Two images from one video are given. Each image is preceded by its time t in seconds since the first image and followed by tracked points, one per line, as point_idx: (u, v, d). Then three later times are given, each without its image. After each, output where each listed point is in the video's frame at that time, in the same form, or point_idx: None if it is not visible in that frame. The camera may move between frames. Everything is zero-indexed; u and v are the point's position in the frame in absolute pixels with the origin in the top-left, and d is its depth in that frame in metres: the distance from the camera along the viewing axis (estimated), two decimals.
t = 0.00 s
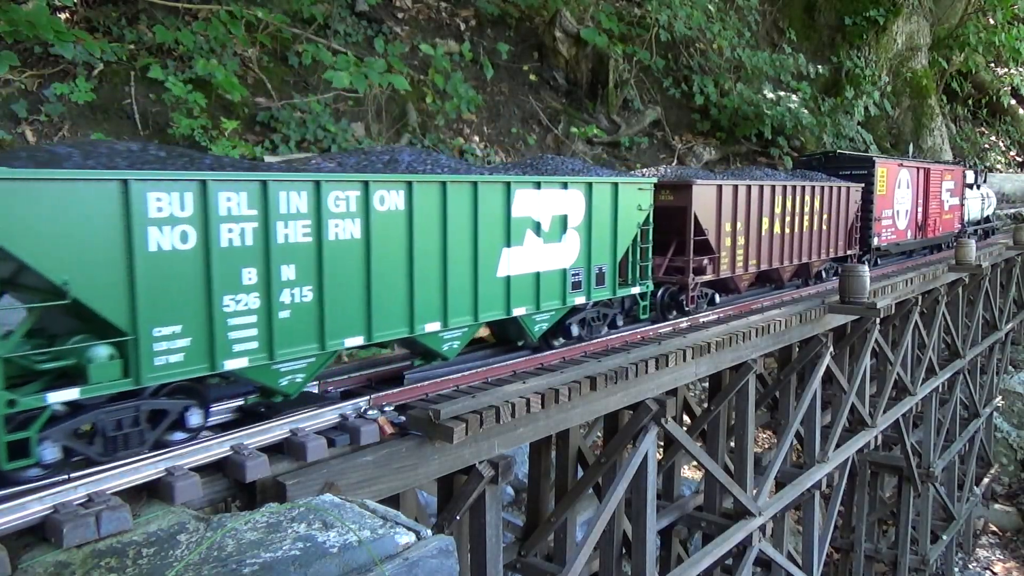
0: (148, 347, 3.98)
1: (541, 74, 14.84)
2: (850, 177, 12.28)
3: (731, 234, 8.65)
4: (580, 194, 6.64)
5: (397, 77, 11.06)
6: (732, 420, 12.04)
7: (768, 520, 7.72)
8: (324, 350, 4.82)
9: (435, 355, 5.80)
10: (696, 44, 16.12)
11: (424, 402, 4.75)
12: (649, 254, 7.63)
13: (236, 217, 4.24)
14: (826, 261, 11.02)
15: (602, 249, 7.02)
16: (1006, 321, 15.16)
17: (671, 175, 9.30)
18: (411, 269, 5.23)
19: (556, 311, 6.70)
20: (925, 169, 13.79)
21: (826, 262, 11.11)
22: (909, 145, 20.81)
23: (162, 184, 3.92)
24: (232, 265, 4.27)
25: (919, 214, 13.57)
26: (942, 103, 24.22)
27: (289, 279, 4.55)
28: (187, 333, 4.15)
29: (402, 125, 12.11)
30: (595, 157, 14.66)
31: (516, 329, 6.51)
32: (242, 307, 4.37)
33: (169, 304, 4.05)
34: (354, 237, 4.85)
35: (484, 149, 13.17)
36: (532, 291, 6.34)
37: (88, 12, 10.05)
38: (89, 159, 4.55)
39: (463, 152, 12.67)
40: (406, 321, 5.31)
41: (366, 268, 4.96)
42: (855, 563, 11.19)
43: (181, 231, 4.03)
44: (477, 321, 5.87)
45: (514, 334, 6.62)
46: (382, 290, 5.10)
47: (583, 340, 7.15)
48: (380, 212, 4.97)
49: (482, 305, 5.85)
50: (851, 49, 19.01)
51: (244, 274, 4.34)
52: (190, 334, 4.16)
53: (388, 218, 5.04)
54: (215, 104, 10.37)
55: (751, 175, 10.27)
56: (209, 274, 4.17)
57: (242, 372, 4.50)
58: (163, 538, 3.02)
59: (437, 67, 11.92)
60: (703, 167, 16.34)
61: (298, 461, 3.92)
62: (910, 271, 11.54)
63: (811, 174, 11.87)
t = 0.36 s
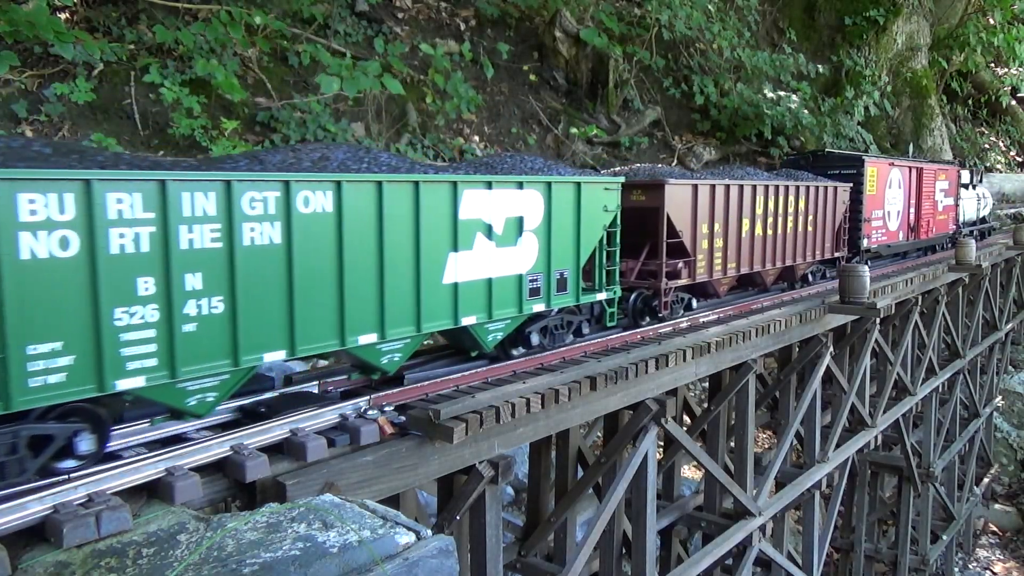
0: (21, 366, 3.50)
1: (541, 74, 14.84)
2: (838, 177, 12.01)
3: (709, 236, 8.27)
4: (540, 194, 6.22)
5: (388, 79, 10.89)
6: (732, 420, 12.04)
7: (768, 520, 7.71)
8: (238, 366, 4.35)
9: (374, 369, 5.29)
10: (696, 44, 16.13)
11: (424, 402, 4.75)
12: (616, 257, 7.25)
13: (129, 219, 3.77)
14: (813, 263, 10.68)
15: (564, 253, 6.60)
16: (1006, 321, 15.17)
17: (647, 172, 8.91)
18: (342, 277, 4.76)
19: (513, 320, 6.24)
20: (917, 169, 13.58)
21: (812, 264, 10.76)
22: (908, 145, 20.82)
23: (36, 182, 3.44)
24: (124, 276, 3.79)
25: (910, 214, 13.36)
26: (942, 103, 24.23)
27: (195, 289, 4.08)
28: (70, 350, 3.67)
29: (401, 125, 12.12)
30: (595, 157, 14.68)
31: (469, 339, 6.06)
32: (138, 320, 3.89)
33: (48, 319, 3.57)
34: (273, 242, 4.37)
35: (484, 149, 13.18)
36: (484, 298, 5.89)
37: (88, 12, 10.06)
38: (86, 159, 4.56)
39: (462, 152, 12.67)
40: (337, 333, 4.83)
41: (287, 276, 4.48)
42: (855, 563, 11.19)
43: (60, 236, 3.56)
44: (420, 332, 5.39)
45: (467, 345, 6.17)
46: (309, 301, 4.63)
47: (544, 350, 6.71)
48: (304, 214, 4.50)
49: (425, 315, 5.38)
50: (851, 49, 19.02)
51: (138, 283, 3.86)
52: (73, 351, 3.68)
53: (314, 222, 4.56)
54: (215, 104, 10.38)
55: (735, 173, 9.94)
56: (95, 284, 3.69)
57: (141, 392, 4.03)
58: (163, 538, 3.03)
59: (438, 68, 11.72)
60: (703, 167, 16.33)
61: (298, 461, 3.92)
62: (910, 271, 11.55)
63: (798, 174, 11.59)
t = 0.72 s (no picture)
0: None
1: (541, 74, 14.83)
2: (825, 177, 11.75)
3: (684, 238, 7.92)
4: (491, 194, 5.80)
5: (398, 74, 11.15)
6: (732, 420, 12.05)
7: (768, 520, 7.72)
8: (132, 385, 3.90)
9: (302, 384, 4.86)
10: (696, 44, 16.13)
11: (424, 402, 4.75)
12: (578, 261, 6.95)
13: None
14: (799, 265, 10.35)
15: (520, 257, 6.17)
16: (1006, 321, 15.17)
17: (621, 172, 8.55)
18: (257, 285, 4.32)
19: (462, 329, 5.80)
20: (909, 168, 13.38)
21: (798, 267, 10.43)
22: (909, 145, 20.83)
23: None
24: None
25: (901, 216, 13.14)
26: (942, 103, 24.23)
27: (77, 299, 3.64)
28: None
29: (401, 125, 12.13)
30: (595, 157, 14.70)
31: (412, 351, 5.60)
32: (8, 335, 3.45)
33: None
34: (171, 247, 3.94)
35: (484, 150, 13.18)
36: (428, 307, 5.46)
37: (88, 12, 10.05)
38: (89, 162, 4.60)
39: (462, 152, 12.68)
40: (252, 346, 4.39)
41: (190, 284, 4.04)
42: (855, 563, 11.19)
43: None
44: (352, 345, 4.95)
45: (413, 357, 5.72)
46: (217, 312, 4.19)
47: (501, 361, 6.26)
48: (209, 216, 4.06)
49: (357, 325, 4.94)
50: (851, 49, 19.02)
51: (6, 294, 3.42)
52: None
53: (222, 225, 4.12)
54: (215, 104, 10.38)
55: (720, 172, 9.62)
56: None
57: (16, 416, 3.58)
58: (163, 538, 3.03)
59: (438, 67, 11.84)
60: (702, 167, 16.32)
61: (298, 461, 3.92)
62: (910, 271, 11.56)
63: (786, 174, 11.31)
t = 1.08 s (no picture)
0: None
1: (541, 74, 14.83)
2: (812, 176, 11.52)
3: (655, 241, 7.63)
4: (434, 195, 5.56)
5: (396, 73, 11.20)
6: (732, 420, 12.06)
7: (768, 520, 7.72)
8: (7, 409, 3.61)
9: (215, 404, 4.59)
10: (696, 44, 16.14)
11: (424, 402, 4.75)
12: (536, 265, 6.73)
13: None
14: (781, 268, 10.08)
15: (468, 262, 5.94)
16: (1006, 321, 15.17)
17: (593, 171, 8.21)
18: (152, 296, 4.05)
19: (404, 340, 5.54)
20: (900, 168, 13.20)
21: (780, 269, 10.16)
22: (908, 145, 20.84)
23: None
24: None
25: (890, 216, 12.95)
26: (942, 103, 24.23)
27: None
28: None
29: (401, 125, 12.13)
30: (595, 157, 14.71)
31: (350, 364, 5.35)
32: None
33: None
34: (50, 254, 3.67)
35: (484, 150, 13.19)
36: (363, 317, 5.20)
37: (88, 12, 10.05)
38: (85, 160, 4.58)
39: (462, 152, 12.69)
40: (150, 363, 4.11)
41: (73, 297, 3.78)
42: (855, 563, 11.19)
43: None
44: (270, 360, 4.67)
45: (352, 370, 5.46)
46: (107, 325, 3.92)
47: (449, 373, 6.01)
48: (96, 221, 3.80)
49: (276, 339, 4.66)
50: (851, 49, 19.02)
51: None
52: None
53: (111, 230, 3.86)
54: (215, 104, 10.37)
55: (701, 172, 9.33)
56: None
57: None
58: (164, 537, 3.03)
59: (438, 67, 11.85)
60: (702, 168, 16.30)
61: (298, 461, 3.92)
62: (910, 271, 11.55)
63: (772, 174, 11.07)
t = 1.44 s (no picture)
0: None
1: (541, 74, 14.83)
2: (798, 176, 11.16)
3: (624, 244, 7.27)
4: (368, 195, 5.08)
5: (400, 70, 11.24)
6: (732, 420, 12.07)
7: (768, 520, 7.72)
8: None
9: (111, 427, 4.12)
10: (696, 44, 16.13)
11: (424, 402, 4.75)
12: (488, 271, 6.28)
13: None
14: (765, 270, 9.68)
15: (411, 268, 5.45)
16: (1006, 321, 15.17)
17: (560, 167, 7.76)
18: (25, 306, 3.58)
19: (334, 354, 5.06)
20: (891, 168, 12.88)
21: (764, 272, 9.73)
22: (908, 145, 20.85)
23: None
24: None
25: (880, 217, 12.59)
26: (942, 103, 24.24)
27: None
28: None
29: (401, 125, 12.13)
30: (595, 157, 14.70)
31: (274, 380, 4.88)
32: None
33: None
34: None
35: (484, 149, 13.20)
36: (284, 329, 4.71)
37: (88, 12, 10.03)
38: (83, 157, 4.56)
39: (463, 152, 12.70)
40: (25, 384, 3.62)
41: None
42: (855, 563, 11.19)
43: None
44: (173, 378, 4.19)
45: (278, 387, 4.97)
46: None
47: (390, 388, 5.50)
48: None
49: (178, 354, 4.19)
50: (851, 49, 19.01)
51: None
52: None
53: None
54: (214, 103, 10.38)
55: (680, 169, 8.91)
56: None
57: None
58: (163, 537, 3.03)
59: (438, 68, 11.84)
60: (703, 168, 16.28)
61: (298, 461, 3.92)
62: (910, 271, 11.55)
63: (757, 172, 10.69)
